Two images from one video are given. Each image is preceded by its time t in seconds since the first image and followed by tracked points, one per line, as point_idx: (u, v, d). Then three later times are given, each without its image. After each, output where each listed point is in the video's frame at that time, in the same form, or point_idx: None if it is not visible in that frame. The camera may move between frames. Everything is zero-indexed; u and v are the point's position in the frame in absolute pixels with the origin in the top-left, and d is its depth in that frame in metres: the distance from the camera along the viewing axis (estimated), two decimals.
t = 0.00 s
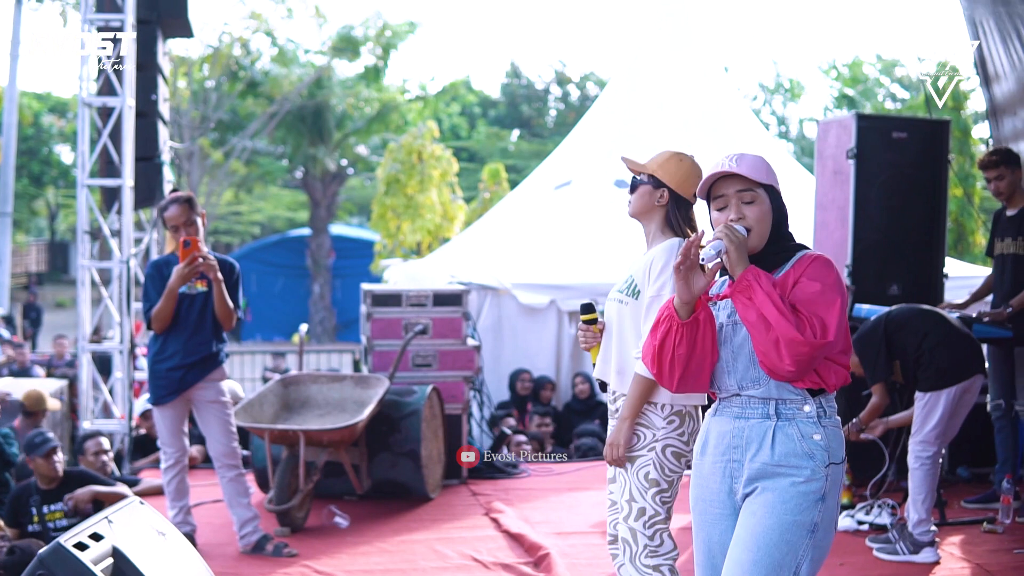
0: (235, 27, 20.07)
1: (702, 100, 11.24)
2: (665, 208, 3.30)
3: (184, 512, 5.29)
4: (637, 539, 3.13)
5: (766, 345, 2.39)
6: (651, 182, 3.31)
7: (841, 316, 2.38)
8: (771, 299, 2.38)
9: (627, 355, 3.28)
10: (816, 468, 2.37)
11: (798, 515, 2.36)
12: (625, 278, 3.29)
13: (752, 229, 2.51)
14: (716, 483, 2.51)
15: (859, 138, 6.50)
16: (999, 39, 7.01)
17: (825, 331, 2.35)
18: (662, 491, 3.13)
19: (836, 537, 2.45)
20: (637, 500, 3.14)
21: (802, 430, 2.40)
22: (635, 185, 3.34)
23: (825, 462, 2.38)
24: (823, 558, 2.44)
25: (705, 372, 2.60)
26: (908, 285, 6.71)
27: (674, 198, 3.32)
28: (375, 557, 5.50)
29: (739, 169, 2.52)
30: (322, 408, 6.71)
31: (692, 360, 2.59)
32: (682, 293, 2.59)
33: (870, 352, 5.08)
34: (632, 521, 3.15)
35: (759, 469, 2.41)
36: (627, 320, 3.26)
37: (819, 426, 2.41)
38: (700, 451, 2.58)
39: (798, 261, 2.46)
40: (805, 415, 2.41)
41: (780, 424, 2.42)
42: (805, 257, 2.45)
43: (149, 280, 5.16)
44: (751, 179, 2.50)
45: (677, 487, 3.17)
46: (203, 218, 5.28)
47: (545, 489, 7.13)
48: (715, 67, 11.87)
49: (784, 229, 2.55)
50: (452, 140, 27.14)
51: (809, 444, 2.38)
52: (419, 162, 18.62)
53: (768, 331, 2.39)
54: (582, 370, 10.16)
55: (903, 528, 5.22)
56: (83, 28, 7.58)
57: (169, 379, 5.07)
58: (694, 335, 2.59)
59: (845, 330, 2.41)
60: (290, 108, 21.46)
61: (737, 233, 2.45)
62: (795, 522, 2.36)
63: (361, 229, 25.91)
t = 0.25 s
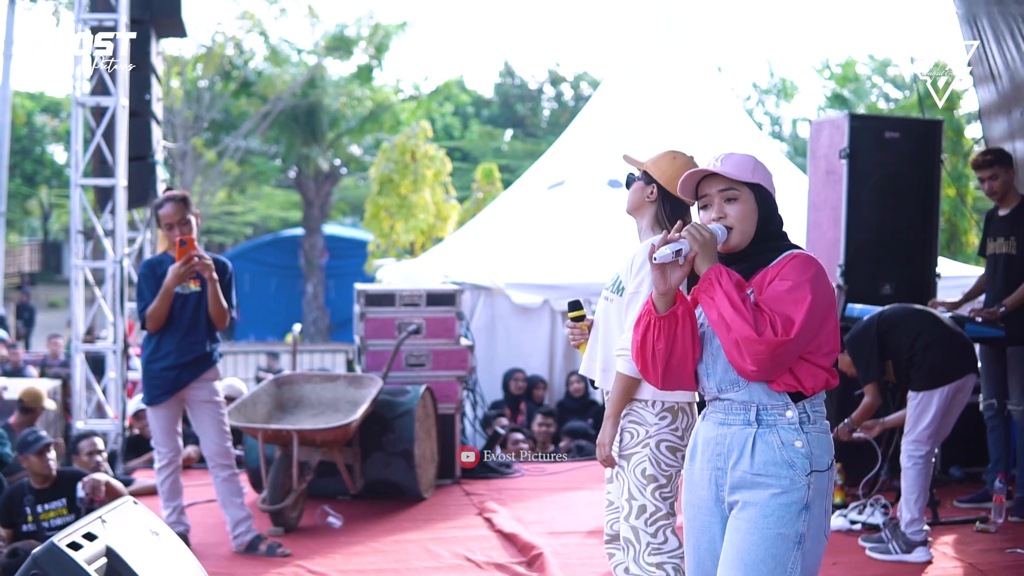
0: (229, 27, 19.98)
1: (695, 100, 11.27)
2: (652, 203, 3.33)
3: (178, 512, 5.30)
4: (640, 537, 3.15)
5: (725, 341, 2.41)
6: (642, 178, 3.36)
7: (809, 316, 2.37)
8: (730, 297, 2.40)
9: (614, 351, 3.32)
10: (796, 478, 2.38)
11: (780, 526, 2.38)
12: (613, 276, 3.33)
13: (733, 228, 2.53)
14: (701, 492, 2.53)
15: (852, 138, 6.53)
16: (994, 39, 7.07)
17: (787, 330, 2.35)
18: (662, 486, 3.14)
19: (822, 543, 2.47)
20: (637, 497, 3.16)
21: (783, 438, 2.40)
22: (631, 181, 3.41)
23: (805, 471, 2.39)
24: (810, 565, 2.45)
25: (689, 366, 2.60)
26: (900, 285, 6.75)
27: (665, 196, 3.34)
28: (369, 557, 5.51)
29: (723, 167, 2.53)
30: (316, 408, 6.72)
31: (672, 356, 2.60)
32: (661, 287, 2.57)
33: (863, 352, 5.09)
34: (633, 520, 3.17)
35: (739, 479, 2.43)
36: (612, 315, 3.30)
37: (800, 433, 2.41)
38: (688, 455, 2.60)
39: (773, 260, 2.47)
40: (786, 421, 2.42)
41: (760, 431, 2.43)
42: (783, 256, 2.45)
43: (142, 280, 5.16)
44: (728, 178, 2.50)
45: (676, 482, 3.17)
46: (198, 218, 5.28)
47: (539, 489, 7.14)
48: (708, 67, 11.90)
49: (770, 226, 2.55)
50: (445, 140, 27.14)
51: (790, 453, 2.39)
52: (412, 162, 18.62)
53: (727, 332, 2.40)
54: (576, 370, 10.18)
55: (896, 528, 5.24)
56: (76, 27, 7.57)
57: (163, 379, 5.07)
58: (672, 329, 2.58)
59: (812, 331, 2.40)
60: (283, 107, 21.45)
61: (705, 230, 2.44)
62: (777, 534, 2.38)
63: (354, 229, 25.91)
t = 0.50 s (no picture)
0: (222, 27, 20.02)
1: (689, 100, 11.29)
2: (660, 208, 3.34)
3: (173, 511, 5.30)
4: (661, 556, 3.18)
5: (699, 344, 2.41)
6: (647, 183, 3.38)
7: (786, 320, 2.35)
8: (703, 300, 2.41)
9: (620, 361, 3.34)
10: (775, 492, 2.35)
11: (758, 543, 2.35)
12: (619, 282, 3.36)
13: (721, 231, 2.52)
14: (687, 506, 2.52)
15: (846, 138, 6.56)
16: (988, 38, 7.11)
17: (761, 332, 2.34)
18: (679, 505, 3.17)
19: (808, 563, 2.42)
20: (655, 518, 3.18)
21: (764, 450, 2.38)
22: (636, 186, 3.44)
23: (786, 485, 2.36)
24: None
25: (676, 375, 2.61)
26: (894, 285, 6.78)
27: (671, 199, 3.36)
28: (364, 556, 5.53)
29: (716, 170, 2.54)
30: (310, 406, 6.73)
31: (658, 363, 2.61)
32: (642, 289, 2.60)
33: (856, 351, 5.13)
34: (653, 541, 3.18)
35: (719, 492, 2.41)
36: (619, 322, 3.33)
37: (782, 446, 2.38)
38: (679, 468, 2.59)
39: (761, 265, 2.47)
40: (769, 433, 2.39)
41: (742, 443, 2.41)
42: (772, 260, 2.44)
43: (137, 279, 5.16)
44: (720, 181, 2.49)
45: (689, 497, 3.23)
46: (192, 217, 5.29)
47: (533, 488, 7.15)
48: (702, 66, 11.92)
49: (764, 232, 2.53)
50: (439, 140, 27.14)
51: (770, 466, 2.36)
52: (406, 161, 18.62)
53: (700, 335, 2.42)
54: (570, 370, 10.21)
55: (889, 526, 5.27)
56: (70, 27, 7.56)
57: (158, 378, 5.08)
58: (655, 336, 2.60)
59: (792, 336, 2.37)
60: (277, 107, 21.44)
61: (684, 233, 2.48)
62: (755, 550, 2.35)
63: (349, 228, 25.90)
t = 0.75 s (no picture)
0: (219, 27, 19.98)
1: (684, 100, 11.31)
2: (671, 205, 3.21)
3: (169, 510, 5.30)
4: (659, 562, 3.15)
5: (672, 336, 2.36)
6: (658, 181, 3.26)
7: (764, 315, 2.29)
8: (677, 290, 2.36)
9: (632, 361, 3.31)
10: (765, 495, 2.30)
11: (750, 548, 2.30)
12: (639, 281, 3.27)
13: (713, 221, 2.45)
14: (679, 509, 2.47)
15: (842, 138, 6.57)
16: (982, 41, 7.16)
17: (734, 327, 2.28)
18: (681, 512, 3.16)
19: (802, 565, 2.37)
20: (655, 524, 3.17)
21: (753, 451, 2.33)
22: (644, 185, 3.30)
23: (775, 488, 2.30)
24: None
25: (667, 369, 2.64)
26: (890, 285, 6.79)
27: (683, 198, 3.22)
28: (360, 556, 5.53)
29: (713, 160, 2.47)
30: (307, 407, 6.73)
31: (649, 358, 2.63)
32: (626, 282, 2.58)
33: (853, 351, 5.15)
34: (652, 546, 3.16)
35: (709, 497, 2.36)
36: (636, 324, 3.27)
37: (771, 447, 2.32)
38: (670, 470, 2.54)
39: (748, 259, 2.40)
40: (757, 434, 2.34)
41: (730, 444, 2.36)
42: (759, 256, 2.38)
43: (134, 279, 5.16)
44: (715, 172, 2.42)
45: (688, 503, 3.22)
46: (189, 217, 5.29)
47: (530, 488, 7.16)
48: (697, 66, 11.93)
49: (762, 225, 2.43)
50: (435, 140, 27.16)
51: (759, 468, 2.31)
52: (402, 162, 18.62)
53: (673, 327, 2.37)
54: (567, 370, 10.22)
55: (886, 526, 5.29)
56: (67, 27, 7.55)
57: (155, 378, 5.08)
58: (643, 331, 2.59)
59: (770, 333, 2.31)
60: (273, 107, 21.45)
61: (672, 226, 2.44)
62: (748, 556, 2.30)
63: (344, 229, 25.91)
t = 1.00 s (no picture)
0: (213, 27, 19.82)
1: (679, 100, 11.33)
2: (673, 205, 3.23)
3: (166, 510, 5.30)
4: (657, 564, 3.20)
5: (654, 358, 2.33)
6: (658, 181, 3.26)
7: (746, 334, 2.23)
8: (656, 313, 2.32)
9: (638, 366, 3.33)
10: (749, 498, 2.28)
11: (735, 552, 2.28)
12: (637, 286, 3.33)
13: (699, 221, 2.42)
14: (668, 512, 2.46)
15: (837, 137, 6.59)
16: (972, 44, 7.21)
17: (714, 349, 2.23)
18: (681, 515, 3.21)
19: (790, 568, 2.34)
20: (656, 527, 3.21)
21: (737, 454, 2.30)
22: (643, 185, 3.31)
23: (760, 491, 2.28)
24: None
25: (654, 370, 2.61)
26: (886, 284, 6.81)
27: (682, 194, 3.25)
28: (356, 555, 5.53)
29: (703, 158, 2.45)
30: (303, 406, 6.73)
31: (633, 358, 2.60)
32: (607, 282, 2.66)
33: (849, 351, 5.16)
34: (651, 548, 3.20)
35: (694, 500, 2.34)
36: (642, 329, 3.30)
37: (755, 450, 2.30)
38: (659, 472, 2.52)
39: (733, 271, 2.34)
40: (741, 436, 2.31)
41: (715, 447, 2.34)
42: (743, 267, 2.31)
43: (129, 279, 5.16)
44: (700, 171, 2.40)
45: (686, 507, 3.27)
46: (186, 217, 5.29)
47: (526, 488, 7.17)
48: (693, 66, 11.95)
49: (746, 228, 2.38)
50: (430, 140, 27.16)
51: (743, 471, 2.29)
52: (397, 161, 18.61)
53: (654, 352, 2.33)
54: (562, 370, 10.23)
55: (882, 525, 5.31)
56: (62, 27, 7.54)
57: (151, 378, 5.08)
58: (627, 331, 2.56)
59: (753, 351, 2.25)
60: (268, 107, 21.45)
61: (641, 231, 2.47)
62: (733, 560, 2.29)
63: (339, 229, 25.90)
